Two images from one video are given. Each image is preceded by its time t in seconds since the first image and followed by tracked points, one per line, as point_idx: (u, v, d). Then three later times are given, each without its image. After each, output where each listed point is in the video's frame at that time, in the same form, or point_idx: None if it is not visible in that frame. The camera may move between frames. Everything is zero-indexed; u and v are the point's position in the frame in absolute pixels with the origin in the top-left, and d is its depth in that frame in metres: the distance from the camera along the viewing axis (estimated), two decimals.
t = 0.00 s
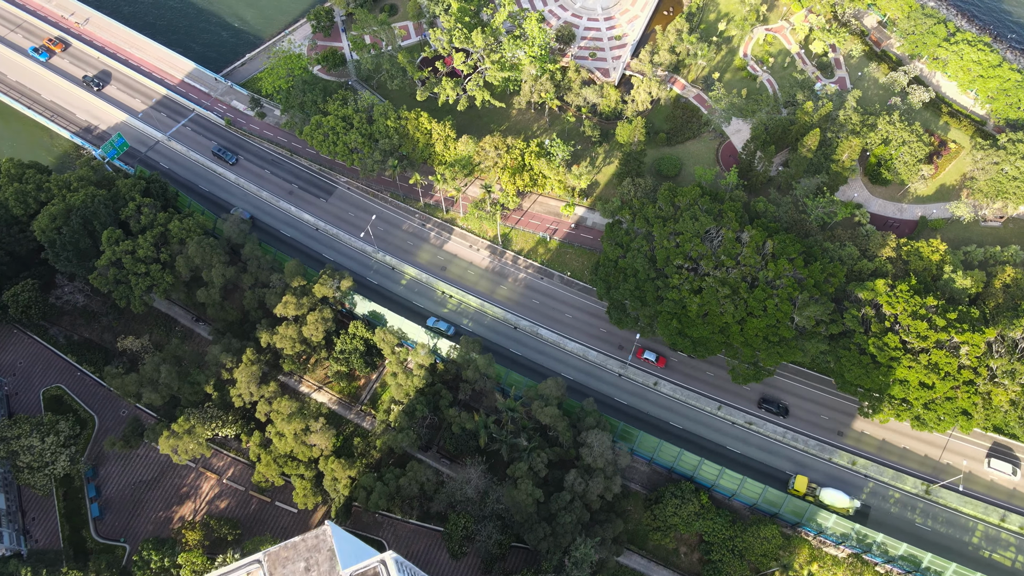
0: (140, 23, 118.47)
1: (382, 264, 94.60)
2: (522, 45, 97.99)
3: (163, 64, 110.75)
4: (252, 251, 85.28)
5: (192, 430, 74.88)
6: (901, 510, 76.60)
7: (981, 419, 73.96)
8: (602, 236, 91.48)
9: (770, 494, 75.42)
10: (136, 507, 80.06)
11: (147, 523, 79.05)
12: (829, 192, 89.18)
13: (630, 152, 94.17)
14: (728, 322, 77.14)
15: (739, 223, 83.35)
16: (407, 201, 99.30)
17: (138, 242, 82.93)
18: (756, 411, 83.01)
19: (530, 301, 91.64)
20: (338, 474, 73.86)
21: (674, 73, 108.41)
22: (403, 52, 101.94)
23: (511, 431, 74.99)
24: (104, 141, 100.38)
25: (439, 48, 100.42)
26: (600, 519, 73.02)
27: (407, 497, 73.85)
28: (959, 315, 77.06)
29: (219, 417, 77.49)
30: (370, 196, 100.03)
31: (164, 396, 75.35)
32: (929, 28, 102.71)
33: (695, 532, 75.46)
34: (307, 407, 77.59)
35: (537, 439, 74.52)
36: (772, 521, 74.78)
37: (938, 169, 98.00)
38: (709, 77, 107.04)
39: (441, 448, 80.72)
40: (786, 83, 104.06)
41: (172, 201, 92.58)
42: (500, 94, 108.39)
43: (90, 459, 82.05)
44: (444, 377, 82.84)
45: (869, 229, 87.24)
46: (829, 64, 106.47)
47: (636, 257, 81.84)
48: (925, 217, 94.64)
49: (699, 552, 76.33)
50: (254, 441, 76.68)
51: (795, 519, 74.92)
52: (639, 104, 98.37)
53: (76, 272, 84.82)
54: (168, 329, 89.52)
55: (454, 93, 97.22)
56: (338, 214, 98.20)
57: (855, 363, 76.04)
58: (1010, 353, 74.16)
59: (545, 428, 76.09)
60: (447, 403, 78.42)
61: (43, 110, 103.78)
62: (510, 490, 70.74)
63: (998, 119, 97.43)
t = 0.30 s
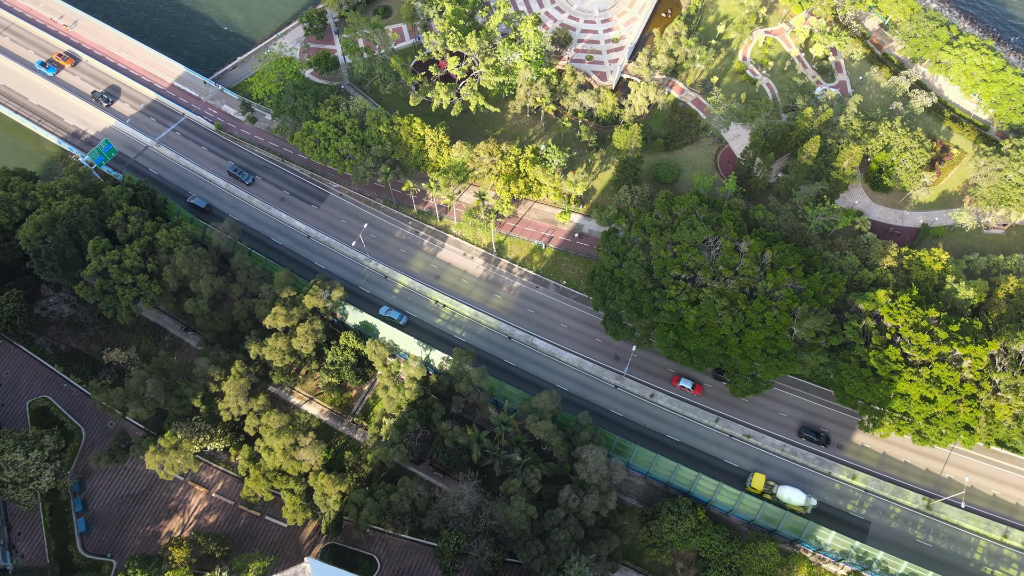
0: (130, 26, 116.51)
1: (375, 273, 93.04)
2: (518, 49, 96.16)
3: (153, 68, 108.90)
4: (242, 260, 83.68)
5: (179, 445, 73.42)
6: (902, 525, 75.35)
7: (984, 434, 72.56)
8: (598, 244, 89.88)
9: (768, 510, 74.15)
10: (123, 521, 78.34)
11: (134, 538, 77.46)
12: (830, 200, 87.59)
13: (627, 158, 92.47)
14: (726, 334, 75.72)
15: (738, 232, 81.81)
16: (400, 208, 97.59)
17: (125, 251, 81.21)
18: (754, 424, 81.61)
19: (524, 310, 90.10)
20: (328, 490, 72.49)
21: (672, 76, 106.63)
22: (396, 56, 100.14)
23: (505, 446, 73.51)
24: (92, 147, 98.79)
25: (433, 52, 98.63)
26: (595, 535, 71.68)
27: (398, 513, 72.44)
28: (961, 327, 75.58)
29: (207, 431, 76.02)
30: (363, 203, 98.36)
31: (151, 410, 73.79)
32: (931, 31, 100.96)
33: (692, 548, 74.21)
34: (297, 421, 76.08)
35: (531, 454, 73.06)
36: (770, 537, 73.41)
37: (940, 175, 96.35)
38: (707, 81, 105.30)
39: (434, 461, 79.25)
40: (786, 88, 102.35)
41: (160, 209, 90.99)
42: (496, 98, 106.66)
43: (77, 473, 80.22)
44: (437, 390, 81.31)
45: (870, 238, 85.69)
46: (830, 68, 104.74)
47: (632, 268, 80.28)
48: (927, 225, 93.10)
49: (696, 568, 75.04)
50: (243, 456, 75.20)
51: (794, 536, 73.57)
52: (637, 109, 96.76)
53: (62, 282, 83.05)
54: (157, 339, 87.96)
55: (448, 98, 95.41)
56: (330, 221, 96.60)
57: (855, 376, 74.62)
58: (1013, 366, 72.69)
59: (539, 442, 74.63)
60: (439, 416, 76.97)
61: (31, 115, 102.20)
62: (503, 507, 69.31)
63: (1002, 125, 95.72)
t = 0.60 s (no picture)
0: (119, 28, 114.57)
1: (367, 281, 91.56)
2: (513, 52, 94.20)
3: (142, 71, 107.10)
4: (231, 270, 82.13)
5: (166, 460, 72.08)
6: (903, 540, 74.08)
7: (986, 449, 71.13)
8: (593, 253, 88.27)
9: (766, 526, 72.82)
10: (111, 536, 76.75)
11: (122, 553, 75.95)
12: (830, 208, 85.99)
13: (623, 165, 90.75)
14: (723, 346, 74.22)
15: (736, 242, 80.26)
16: (393, 215, 95.94)
17: (111, 261, 79.56)
18: (753, 437, 80.20)
19: (518, 320, 88.63)
20: (318, 506, 71.06)
21: (670, 80, 104.89)
22: (389, 60, 98.37)
23: (498, 462, 72.00)
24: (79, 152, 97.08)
25: (427, 56, 96.85)
26: (590, 551, 70.32)
27: (390, 530, 71.00)
28: (963, 339, 74.10)
29: (194, 445, 74.64)
30: (355, 210, 96.75)
31: (137, 424, 72.42)
32: (933, 34, 99.10)
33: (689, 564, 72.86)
34: (286, 435, 74.57)
35: (525, 469, 71.62)
36: (768, 554, 72.05)
37: (942, 181, 94.62)
38: (706, 85, 103.43)
39: (427, 474, 77.82)
40: (786, 92, 100.55)
41: (148, 217, 89.39)
42: (490, 103, 104.92)
43: (64, 486, 78.59)
44: (429, 402, 79.80)
45: (871, 246, 84.08)
46: (830, 71, 102.95)
47: (628, 278, 78.66)
48: (929, 232, 91.54)
49: None
50: (232, 471, 73.77)
51: (793, 553, 72.27)
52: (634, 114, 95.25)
53: (47, 292, 81.31)
54: (146, 349, 86.43)
55: (442, 103, 93.66)
56: (321, 229, 95.00)
57: (855, 390, 73.23)
58: (1017, 380, 71.22)
59: (533, 457, 73.17)
60: (432, 430, 75.50)
61: (17, 120, 100.45)
62: (496, 524, 67.87)
63: (1005, 130, 94.00)
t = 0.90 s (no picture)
0: (107, 30, 112.48)
1: (359, 291, 90.06)
2: (508, 56, 92.28)
3: (131, 75, 105.26)
4: (219, 280, 80.61)
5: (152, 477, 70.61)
6: (903, 557, 72.91)
7: (988, 465, 69.73)
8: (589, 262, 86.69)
9: (764, 543, 71.60)
10: (98, 552, 75.33)
11: (108, 569, 74.54)
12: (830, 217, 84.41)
13: (620, 172, 89.05)
14: (721, 360, 72.69)
15: (734, 252, 78.76)
16: (385, 222, 94.24)
17: (97, 272, 77.94)
18: (751, 450, 78.83)
19: (513, 330, 87.11)
20: (307, 523, 69.68)
21: (668, 84, 103.19)
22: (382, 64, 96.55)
23: (490, 478, 70.56)
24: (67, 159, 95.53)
25: (420, 60, 95.02)
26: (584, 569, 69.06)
27: (380, 548, 69.64)
28: (966, 352, 72.61)
29: (182, 460, 73.20)
30: (347, 217, 95.07)
31: (122, 440, 70.95)
32: (936, 37, 97.28)
33: None
34: (275, 450, 73.14)
35: (518, 486, 70.24)
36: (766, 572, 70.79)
37: (944, 188, 93.06)
38: (704, 89, 101.65)
39: (419, 488, 76.43)
40: (786, 97, 98.81)
41: (136, 226, 87.80)
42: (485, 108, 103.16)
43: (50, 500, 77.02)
44: (422, 415, 78.37)
45: (872, 255, 82.53)
46: (831, 75, 101.22)
47: (624, 289, 77.04)
48: (931, 240, 89.97)
49: None
50: (219, 486, 72.33)
51: (792, 571, 71.07)
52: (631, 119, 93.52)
53: (32, 303, 79.67)
54: (134, 360, 84.96)
55: (435, 108, 91.92)
56: (313, 237, 93.41)
57: (855, 404, 71.77)
58: (1020, 395, 69.77)
59: (526, 473, 71.77)
60: (424, 445, 74.08)
61: (5, 125, 98.81)
62: (488, 542, 66.50)
63: (1008, 136, 92.36)
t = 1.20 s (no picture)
0: (96, 34, 110.65)
1: (351, 301, 88.60)
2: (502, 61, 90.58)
3: (119, 79, 103.44)
4: (207, 291, 79.09)
5: (137, 494, 69.20)
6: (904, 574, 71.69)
7: (991, 482, 68.29)
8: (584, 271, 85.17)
9: (762, 561, 70.36)
10: (83, 568, 73.74)
11: None
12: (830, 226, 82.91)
13: (616, 180, 87.50)
14: (718, 374, 71.29)
15: (732, 263, 77.29)
16: (378, 230, 92.64)
17: (81, 283, 76.40)
18: (749, 465, 77.47)
19: (507, 341, 85.66)
20: (296, 541, 68.23)
21: (665, 89, 101.63)
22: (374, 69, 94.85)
23: (483, 495, 69.08)
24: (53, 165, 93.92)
25: (413, 65, 93.41)
26: None
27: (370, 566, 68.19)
28: (968, 366, 71.22)
29: (168, 476, 71.74)
30: (339, 225, 93.43)
31: (106, 456, 69.50)
32: (938, 41, 95.60)
33: None
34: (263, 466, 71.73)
35: (511, 503, 68.79)
36: None
37: (947, 195, 91.34)
38: (702, 93, 99.94)
39: (411, 503, 75.05)
40: (785, 102, 97.18)
41: (123, 235, 86.23)
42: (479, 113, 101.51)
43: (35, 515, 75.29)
44: (414, 429, 76.92)
45: (872, 265, 81.03)
46: (831, 80, 99.51)
47: (620, 301, 75.52)
48: (933, 249, 88.41)
49: None
50: (206, 503, 70.90)
51: None
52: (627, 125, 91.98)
53: (16, 315, 78.08)
54: (122, 371, 83.46)
55: (427, 114, 90.33)
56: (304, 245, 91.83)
57: (855, 419, 70.40)
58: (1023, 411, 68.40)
59: (519, 489, 70.33)
60: (415, 460, 72.65)
61: None
62: (480, 561, 65.04)
63: (1012, 142, 90.71)
